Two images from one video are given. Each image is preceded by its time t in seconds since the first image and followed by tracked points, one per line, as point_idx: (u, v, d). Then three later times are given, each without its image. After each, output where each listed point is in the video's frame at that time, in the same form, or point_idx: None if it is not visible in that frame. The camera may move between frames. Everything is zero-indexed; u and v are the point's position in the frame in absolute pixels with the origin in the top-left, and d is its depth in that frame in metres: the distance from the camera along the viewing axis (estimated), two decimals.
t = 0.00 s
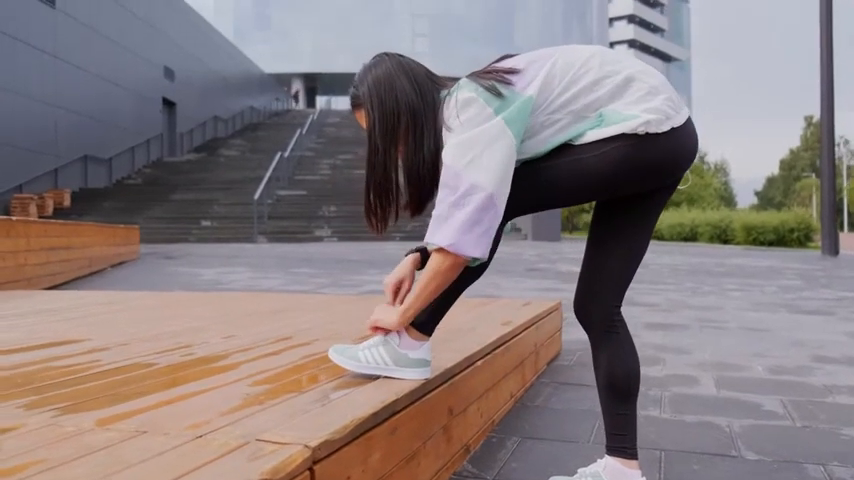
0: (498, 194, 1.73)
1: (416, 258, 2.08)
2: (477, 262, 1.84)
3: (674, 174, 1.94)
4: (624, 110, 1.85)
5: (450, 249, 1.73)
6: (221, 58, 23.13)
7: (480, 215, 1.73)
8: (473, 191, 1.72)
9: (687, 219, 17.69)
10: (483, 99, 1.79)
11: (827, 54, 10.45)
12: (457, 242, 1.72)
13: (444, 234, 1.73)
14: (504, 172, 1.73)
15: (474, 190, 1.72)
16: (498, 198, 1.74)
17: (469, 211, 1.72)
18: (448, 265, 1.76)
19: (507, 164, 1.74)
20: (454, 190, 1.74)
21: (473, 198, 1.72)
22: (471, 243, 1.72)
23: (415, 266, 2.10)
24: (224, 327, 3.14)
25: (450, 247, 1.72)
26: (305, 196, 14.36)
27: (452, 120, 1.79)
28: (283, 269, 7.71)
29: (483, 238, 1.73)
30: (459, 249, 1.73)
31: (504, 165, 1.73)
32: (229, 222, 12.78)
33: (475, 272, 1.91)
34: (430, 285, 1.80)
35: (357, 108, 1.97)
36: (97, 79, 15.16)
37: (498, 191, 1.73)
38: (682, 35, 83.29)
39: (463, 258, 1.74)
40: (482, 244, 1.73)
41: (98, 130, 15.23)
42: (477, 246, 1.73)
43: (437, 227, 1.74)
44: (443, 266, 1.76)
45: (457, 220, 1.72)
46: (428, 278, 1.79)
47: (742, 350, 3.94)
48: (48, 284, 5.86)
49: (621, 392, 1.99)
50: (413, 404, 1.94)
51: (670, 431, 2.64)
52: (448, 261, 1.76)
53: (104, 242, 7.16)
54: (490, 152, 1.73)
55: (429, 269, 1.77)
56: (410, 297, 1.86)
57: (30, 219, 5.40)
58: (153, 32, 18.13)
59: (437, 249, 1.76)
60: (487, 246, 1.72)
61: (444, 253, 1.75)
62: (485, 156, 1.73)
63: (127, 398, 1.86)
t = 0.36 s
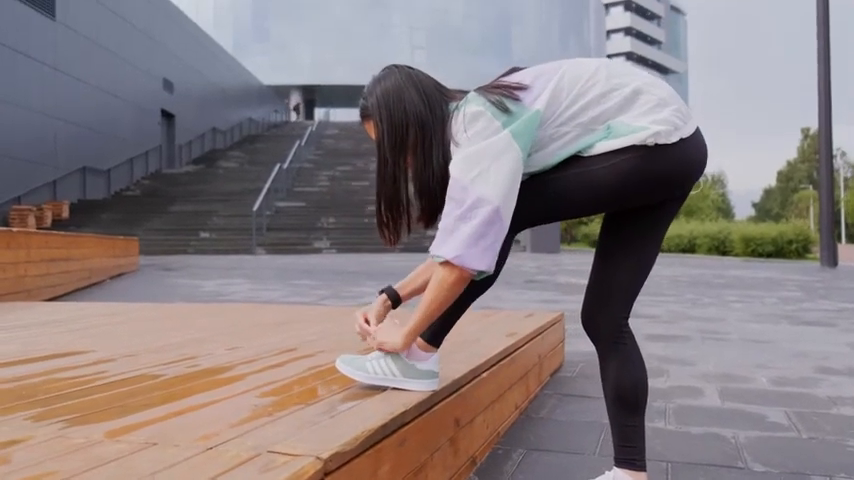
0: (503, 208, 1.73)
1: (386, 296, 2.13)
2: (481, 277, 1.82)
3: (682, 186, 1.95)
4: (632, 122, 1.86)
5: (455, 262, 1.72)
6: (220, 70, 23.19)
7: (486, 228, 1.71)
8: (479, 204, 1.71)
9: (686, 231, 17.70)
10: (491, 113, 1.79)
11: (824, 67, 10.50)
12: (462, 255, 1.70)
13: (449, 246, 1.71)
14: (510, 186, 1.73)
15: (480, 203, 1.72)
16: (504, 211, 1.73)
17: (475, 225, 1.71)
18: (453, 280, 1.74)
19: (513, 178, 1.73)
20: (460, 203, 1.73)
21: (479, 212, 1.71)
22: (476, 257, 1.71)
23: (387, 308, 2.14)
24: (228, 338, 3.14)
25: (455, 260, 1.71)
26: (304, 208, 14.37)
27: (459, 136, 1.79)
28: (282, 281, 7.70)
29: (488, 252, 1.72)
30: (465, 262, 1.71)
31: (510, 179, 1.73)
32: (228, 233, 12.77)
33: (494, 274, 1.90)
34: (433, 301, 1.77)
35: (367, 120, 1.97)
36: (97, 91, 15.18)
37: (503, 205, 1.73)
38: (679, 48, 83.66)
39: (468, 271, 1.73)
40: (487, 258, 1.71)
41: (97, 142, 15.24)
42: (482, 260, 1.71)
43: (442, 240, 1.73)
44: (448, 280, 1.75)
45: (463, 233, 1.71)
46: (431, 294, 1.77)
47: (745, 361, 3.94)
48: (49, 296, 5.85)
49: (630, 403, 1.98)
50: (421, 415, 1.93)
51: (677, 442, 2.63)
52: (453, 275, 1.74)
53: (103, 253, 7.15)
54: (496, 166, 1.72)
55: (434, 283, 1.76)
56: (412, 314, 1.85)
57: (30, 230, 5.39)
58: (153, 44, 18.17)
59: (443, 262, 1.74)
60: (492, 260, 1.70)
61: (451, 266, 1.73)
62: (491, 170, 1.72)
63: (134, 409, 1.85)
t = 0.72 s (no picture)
0: (529, 220, 1.75)
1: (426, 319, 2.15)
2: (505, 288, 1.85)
3: (690, 193, 1.95)
4: (642, 130, 1.86)
5: (484, 276, 1.74)
6: (219, 80, 23.23)
7: (512, 241, 1.73)
8: (505, 218, 1.74)
9: (684, 241, 17.72)
10: (503, 124, 1.80)
11: (823, 78, 10.56)
12: (491, 269, 1.72)
13: (479, 261, 1.73)
14: (531, 197, 1.75)
15: (505, 216, 1.74)
16: (529, 224, 1.75)
17: (501, 239, 1.73)
18: (482, 293, 1.77)
19: (533, 190, 1.76)
20: (485, 217, 1.75)
21: (504, 226, 1.73)
22: (506, 270, 1.73)
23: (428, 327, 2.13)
24: (232, 347, 3.13)
25: (487, 274, 1.73)
26: (303, 218, 14.37)
27: (475, 148, 1.80)
28: (282, 291, 7.70)
29: (516, 264, 1.74)
30: (495, 276, 1.74)
31: (531, 191, 1.75)
32: (227, 243, 12.76)
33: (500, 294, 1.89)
34: (459, 313, 1.80)
35: (374, 131, 1.97)
36: (96, 101, 15.19)
37: (528, 218, 1.75)
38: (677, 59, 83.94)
39: (498, 284, 1.75)
40: (515, 270, 1.74)
41: (96, 153, 15.25)
42: (511, 272, 1.74)
43: (469, 256, 1.75)
44: (477, 293, 1.78)
45: (490, 248, 1.73)
46: (459, 307, 1.79)
47: (748, 370, 3.93)
48: (49, 306, 5.84)
49: (638, 410, 1.98)
50: (431, 423, 1.93)
51: (683, 451, 2.62)
52: (482, 288, 1.77)
53: (103, 263, 7.14)
54: (518, 178, 1.74)
55: (461, 297, 1.78)
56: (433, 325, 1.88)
57: (31, 240, 5.39)
58: (152, 55, 18.21)
59: (469, 277, 1.76)
60: (520, 272, 1.72)
61: (478, 281, 1.76)
62: (512, 183, 1.74)
63: (142, 418, 1.84)
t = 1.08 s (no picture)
0: (537, 225, 1.74)
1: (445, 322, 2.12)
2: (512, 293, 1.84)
3: (699, 199, 1.95)
4: (651, 136, 1.87)
5: (492, 281, 1.73)
6: (219, 88, 23.25)
7: (520, 246, 1.73)
8: (513, 222, 1.73)
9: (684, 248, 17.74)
10: (513, 130, 1.81)
11: (822, 86, 10.60)
12: (500, 273, 1.72)
13: (487, 265, 1.73)
14: (539, 202, 1.75)
15: (514, 221, 1.73)
16: (537, 229, 1.75)
17: (510, 243, 1.73)
18: (490, 297, 1.76)
19: (542, 194, 1.76)
20: (493, 222, 1.75)
21: (513, 230, 1.73)
22: (514, 275, 1.73)
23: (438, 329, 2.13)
24: (236, 354, 3.13)
25: (495, 278, 1.72)
26: (303, 225, 14.36)
27: (483, 154, 1.80)
28: (283, 298, 7.69)
29: (524, 269, 1.74)
30: (503, 281, 1.73)
31: (539, 196, 1.75)
32: (227, 250, 12.76)
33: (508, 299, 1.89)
34: (465, 316, 1.79)
35: (382, 140, 1.96)
36: (96, 108, 15.20)
37: (536, 222, 1.75)
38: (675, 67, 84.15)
39: (505, 288, 1.74)
40: (523, 275, 1.73)
41: (96, 159, 15.25)
42: (519, 277, 1.73)
43: (478, 259, 1.74)
44: (484, 298, 1.76)
45: (498, 253, 1.73)
46: (465, 310, 1.78)
47: (751, 377, 3.94)
48: (50, 313, 5.84)
49: (648, 415, 1.98)
50: (440, 429, 1.92)
51: (690, 458, 2.61)
52: (489, 292, 1.76)
53: (103, 270, 7.14)
54: (526, 185, 1.75)
55: (467, 301, 1.77)
56: (433, 327, 1.87)
57: (32, 247, 5.39)
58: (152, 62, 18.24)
59: (477, 280, 1.76)
60: (528, 277, 1.72)
61: (486, 285, 1.75)
62: (521, 189, 1.74)
63: (150, 424, 1.83)
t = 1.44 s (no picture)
0: (543, 231, 1.72)
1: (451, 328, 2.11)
2: (519, 299, 1.81)
3: (706, 207, 1.96)
4: (659, 144, 1.88)
5: (498, 285, 1.70)
6: (217, 96, 23.26)
7: (527, 251, 1.71)
8: (520, 227, 1.71)
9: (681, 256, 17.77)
10: (521, 136, 1.80)
11: (819, 95, 10.65)
12: (506, 277, 1.69)
13: (493, 268, 1.70)
14: (547, 207, 1.73)
15: (520, 226, 1.71)
16: (544, 234, 1.73)
17: (517, 247, 1.70)
18: (495, 303, 1.74)
19: (551, 199, 1.74)
20: (500, 227, 1.73)
21: (520, 234, 1.71)
22: (520, 280, 1.70)
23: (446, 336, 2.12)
24: (239, 361, 3.12)
25: (501, 282, 1.69)
26: (300, 233, 14.35)
27: (491, 159, 1.79)
28: (282, 306, 7.68)
29: (531, 274, 1.71)
30: (509, 285, 1.70)
31: (547, 201, 1.73)
32: (225, 258, 12.76)
33: (515, 306, 1.87)
34: (471, 323, 1.76)
35: (390, 147, 1.96)
36: (94, 116, 15.19)
37: (543, 228, 1.72)
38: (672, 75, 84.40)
39: (510, 294, 1.72)
40: (530, 280, 1.71)
41: (93, 167, 15.23)
42: (525, 282, 1.70)
43: (484, 263, 1.71)
44: (490, 303, 1.73)
45: (505, 257, 1.70)
46: (468, 314, 1.75)
47: (753, 385, 3.94)
48: (49, 321, 5.82)
49: (654, 424, 1.98)
50: (447, 439, 1.91)
51: (695, 466, 2.61)
52: (495, 298, 1.73)
53: (102, 278, 7.12)
54: (533, 189, 1.73)
55: (471, 306, 1.74)
56: (438, 335, 1.83)
57: (31, 255, 5.38)
58: (149, 70, 18.25)
59: (483, 285, 1.73)
60: (536, 282, 1.69)
61: (491, 290, 1.72)
62: (529, 194, 1.72)
63: (158, 433, 1.82)
